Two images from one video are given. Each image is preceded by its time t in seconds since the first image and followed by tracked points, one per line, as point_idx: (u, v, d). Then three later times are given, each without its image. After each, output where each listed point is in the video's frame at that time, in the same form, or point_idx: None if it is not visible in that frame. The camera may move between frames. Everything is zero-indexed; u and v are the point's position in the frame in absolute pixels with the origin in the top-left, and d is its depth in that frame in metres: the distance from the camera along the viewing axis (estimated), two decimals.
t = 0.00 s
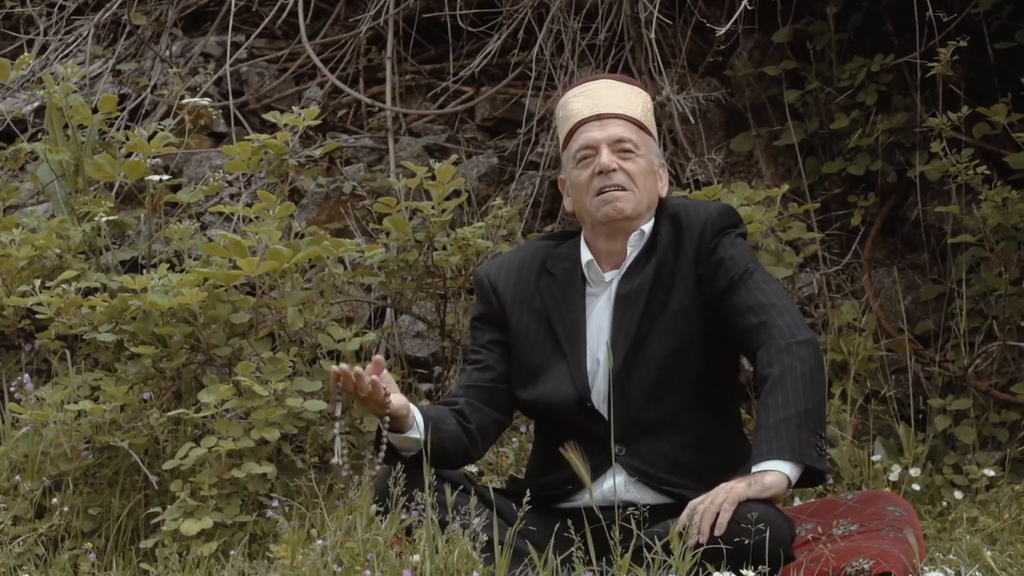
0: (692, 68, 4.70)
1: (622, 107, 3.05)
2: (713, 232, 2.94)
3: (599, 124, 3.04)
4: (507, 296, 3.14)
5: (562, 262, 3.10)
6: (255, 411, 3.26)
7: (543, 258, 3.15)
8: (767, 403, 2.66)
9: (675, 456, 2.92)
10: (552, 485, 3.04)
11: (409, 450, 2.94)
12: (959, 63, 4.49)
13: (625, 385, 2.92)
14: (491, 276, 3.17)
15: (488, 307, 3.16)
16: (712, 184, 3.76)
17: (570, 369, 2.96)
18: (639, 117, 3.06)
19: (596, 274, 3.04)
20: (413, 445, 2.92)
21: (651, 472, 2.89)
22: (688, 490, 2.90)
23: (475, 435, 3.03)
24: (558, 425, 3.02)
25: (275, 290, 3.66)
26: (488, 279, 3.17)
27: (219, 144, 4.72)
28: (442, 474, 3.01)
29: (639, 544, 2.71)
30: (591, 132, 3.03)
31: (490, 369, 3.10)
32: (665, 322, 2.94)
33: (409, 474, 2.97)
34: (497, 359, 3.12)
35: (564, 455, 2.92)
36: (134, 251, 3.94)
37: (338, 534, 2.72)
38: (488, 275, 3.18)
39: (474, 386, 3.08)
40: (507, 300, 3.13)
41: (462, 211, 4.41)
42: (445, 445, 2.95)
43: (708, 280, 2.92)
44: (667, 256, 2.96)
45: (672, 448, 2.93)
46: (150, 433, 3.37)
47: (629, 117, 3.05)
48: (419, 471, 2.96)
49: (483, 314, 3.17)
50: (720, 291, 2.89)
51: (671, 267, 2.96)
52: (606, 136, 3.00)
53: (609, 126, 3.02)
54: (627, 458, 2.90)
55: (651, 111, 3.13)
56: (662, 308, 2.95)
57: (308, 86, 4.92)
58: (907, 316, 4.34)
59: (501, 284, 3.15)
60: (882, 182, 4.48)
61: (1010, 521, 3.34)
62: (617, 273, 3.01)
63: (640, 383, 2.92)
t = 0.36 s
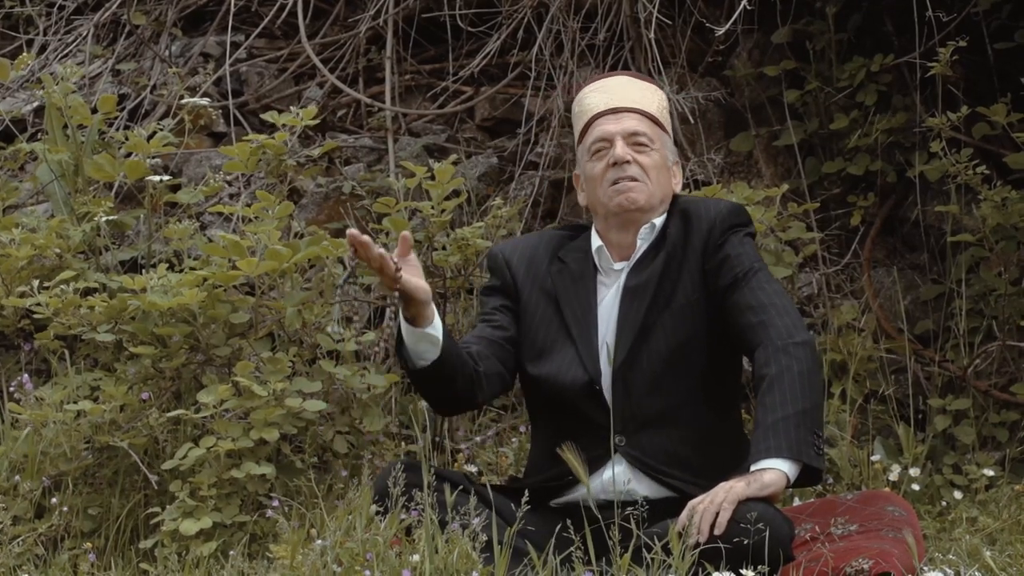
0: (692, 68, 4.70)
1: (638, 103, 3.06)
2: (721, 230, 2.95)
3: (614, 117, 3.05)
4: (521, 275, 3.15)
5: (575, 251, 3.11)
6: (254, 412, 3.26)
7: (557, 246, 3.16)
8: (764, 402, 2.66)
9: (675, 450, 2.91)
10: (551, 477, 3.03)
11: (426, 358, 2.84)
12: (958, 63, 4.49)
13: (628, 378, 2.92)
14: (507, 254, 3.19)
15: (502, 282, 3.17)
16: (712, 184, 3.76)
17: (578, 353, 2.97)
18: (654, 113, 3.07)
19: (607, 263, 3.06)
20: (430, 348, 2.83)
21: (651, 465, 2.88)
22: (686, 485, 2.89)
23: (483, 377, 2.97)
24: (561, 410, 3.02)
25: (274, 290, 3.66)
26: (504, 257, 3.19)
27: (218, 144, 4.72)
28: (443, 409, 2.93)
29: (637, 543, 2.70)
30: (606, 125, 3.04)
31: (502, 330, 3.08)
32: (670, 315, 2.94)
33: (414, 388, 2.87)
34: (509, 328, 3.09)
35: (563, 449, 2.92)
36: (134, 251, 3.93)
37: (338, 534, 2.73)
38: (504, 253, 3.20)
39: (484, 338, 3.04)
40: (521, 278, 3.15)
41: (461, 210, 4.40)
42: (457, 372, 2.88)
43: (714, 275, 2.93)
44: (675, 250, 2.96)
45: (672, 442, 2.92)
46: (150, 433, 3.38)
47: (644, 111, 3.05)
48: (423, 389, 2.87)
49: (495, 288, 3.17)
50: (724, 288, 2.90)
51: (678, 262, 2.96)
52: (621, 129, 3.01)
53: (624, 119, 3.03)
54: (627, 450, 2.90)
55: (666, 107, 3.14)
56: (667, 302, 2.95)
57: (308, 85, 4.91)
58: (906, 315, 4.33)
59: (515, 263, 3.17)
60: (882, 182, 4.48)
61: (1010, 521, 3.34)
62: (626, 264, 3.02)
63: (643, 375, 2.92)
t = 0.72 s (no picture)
0: (691, 67, 4.70)
1: (661, 103, 3.05)
2: (736, 231, 2.95)
3: (638, 116, 3.03)
4: (539, 260, 3.15)
5: (592, 244, 3.10)
6: (253, 411, 3.26)
7: (576, 237, 3.16)
8: (768, 402, 2.67)
9: (681, 447, 2.91)
10: (553, 473, 3.03)
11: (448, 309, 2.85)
12: (957, 62, 4.49)
13: (636, 373, 2.93)
14: (528, 238, 3.19)
15: (520, 264, 3.16)
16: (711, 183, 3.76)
17: (591, 345, 2.96)
18: (677, 113, 3.06)
19: (622, 258, 3.05)
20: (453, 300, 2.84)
21: (655, 462, 2.89)
22: (689, 483, 2.89)
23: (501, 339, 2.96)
24: (571, 400, 3.01)
25: (274, 289, 3.66)
26: (524, 240, 3.19)
27: (218, 143, 4.72)
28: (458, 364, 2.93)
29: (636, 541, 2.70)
30: (630, 123, 3.02)
31: (521, 305, 3.07)
32: (681, 313, 2.94)
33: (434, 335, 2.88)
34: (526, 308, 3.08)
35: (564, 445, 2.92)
36: (133, 250, 3.93)
37: (337, 533, 2.72)
38: (525, 237, 3.20)
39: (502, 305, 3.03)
40: (540, 263, 3.14)
41: (461, 209, 4.40)
42: (481, 329, 2.89)
43: (726, 276, 2.93)
44: (689, 249, 2.97)
45: (678, 439, 2.92)
46: (149, 433, 3.38)
47: (667, 111, 3.04)
48: (443, 336, 2.87)
49: (513, 269, 3.17)
50: (735, 289, 2.90)
51: (692, 260, 2.97)
52: (645, 128, 2.99)
53: (648, 119, 3.01)
54: (631, 445, 2.90)
55: (687, 106, 3.13)
56: (680, 300, 2.96)
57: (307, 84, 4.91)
58: (906, 315, 4.33)
59: (535, 248, 3.17)
60: (881, 181, 4.47)
61: (1009, 520, 3.34)
62: (642, 260, 3.01)
63: (652, 371, 2.92)
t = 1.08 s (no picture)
0: (691, 67, 4.70)
1: (678, 107, 2.99)
2: (746, 235, 2.95)
3: (658, 119, 2.96)
4: (552, 254, 3.12)
5: (603, 243, 3.09)
6: (253, 411, 3.26)
7: (587, 233, 3.14)
8: (772, 404, 2.67)
9: (687, 449, 2.91)
10: (554, 473, 3.03)
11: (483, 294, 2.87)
12: (957, 62, 4.49)
13: (643, 376, 2.92)
14: (540, 232, 3.16)
15: (532, 258, 3.14)
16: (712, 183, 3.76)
17: (600, 347, 2.95)
18: (692, 118, 3.01)
19: (632, 259, 3.03)
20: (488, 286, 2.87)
21: (660, 464, 2.89)
22: (693, 485, 2.90)
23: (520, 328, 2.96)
24: (578, 401, 3.00)
25: (273, 289, 3.66)
26: (536, 233, 3.16)
27: (218, 143, 4.73)
28: (479, 347, 2.95)
29: (636, 542, 2.70)
30: (650, 127, 2.95)
31: (536, 298, 3.05)
32: (690, 317, 2.94)
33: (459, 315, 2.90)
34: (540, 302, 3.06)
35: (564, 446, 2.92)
36: (133, 250, 3.93)
37: (336, 534, 2.71)
38: (538, 230, 3.17)
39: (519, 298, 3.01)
40: (552, 258, 3.12)
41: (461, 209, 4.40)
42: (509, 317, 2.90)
43: (735, 279, 2.92)
44: (698, 252, 2.97)
45: (682, 441, 2.92)
46: (149, 433, 3.38)
47: (686, 116, 2.98)
48: (469, 318, 2.89)
49: (525, 262, 3.14)
50: (744, 292, 2.89)
51: (701, 263, 2.96)
52: (666, 132, 2.93)
53: (668, 122, 2.95)
54: (636, 448, 2.90)
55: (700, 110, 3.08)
56: (688, 303, 2.95)
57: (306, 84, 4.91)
58: (905, 315, 4.33)
59: (547, 242, 3.14)
60: (881, 181, 4.47)
61: (1009, 521, 3.34)
62: (652, 262, 3.00)
63: (659, 374, 2.92)
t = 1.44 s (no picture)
0: (690, 67, 4.70)
1: (680, 106, 2.96)
2: (748, 236, 2.95)
3: (660, 119, 2.93)
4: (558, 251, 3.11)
5: (607, 242, 3.08)
6: (252, 410, 3.26)
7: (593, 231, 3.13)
8: (774, 405, 2.67)
9: (688, 450, 2.92)
10: (556, 474, 3.02)
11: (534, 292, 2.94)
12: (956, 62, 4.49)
13: (646, 377, 2.92)
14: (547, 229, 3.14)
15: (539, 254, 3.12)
16: (711, 182, 3.76)
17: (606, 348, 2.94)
18: (694, 117, 2.98)
19: (635, 257, 3.02)
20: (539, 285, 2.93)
21: (662, 465, 2.89)
22: (695, 487, 2.90)
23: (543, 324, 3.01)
24: (583, 401, 3.00)
25: (273, 289, 3.66)
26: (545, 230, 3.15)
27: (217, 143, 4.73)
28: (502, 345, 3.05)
29: (636, 542, 2.71)
30: (651, 125, 2.92)
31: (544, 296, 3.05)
32: (691, 317, 2.94)
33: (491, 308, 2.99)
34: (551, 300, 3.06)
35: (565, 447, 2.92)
36: (132, 250, 3.92)
37: (335, 533, 2.71)
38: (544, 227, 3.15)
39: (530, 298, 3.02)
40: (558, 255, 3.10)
41: (460, 209, 4.40)
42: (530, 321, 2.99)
43: (737, 280, 2.92)
44: (700, 253, 2.96)
45: (684, 442, 2.92)
46: (148, 432, 3.38)
47: (688, 115, 2.96)
48: (503, 313, 2.98)
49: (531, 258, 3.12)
50: (746, 293, 2.89)
51: (703, 264, 2.96)
52: (668, 130, 2.90)
53: (670, 121, 2.92)
54: (638, 449, 2.90)
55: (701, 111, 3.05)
56: (690, 304, 2.95)
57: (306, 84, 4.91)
58: (905, 314, 4.33)
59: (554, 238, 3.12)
60: (880, 180, 4.47)
61: (1008, 520, 3.35)
62: (655, 262, 2.99)
63: (661, 375, 2.92)
